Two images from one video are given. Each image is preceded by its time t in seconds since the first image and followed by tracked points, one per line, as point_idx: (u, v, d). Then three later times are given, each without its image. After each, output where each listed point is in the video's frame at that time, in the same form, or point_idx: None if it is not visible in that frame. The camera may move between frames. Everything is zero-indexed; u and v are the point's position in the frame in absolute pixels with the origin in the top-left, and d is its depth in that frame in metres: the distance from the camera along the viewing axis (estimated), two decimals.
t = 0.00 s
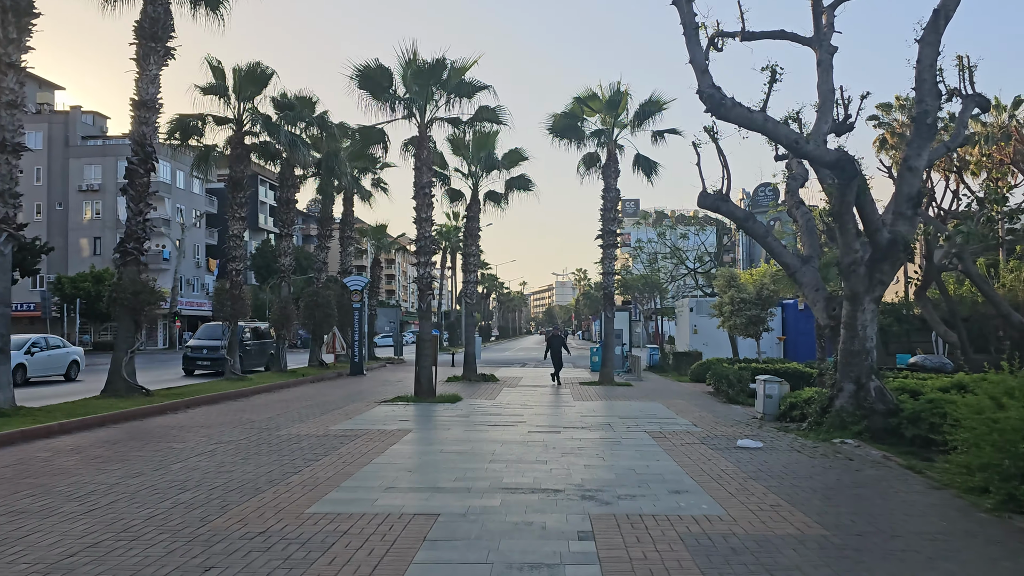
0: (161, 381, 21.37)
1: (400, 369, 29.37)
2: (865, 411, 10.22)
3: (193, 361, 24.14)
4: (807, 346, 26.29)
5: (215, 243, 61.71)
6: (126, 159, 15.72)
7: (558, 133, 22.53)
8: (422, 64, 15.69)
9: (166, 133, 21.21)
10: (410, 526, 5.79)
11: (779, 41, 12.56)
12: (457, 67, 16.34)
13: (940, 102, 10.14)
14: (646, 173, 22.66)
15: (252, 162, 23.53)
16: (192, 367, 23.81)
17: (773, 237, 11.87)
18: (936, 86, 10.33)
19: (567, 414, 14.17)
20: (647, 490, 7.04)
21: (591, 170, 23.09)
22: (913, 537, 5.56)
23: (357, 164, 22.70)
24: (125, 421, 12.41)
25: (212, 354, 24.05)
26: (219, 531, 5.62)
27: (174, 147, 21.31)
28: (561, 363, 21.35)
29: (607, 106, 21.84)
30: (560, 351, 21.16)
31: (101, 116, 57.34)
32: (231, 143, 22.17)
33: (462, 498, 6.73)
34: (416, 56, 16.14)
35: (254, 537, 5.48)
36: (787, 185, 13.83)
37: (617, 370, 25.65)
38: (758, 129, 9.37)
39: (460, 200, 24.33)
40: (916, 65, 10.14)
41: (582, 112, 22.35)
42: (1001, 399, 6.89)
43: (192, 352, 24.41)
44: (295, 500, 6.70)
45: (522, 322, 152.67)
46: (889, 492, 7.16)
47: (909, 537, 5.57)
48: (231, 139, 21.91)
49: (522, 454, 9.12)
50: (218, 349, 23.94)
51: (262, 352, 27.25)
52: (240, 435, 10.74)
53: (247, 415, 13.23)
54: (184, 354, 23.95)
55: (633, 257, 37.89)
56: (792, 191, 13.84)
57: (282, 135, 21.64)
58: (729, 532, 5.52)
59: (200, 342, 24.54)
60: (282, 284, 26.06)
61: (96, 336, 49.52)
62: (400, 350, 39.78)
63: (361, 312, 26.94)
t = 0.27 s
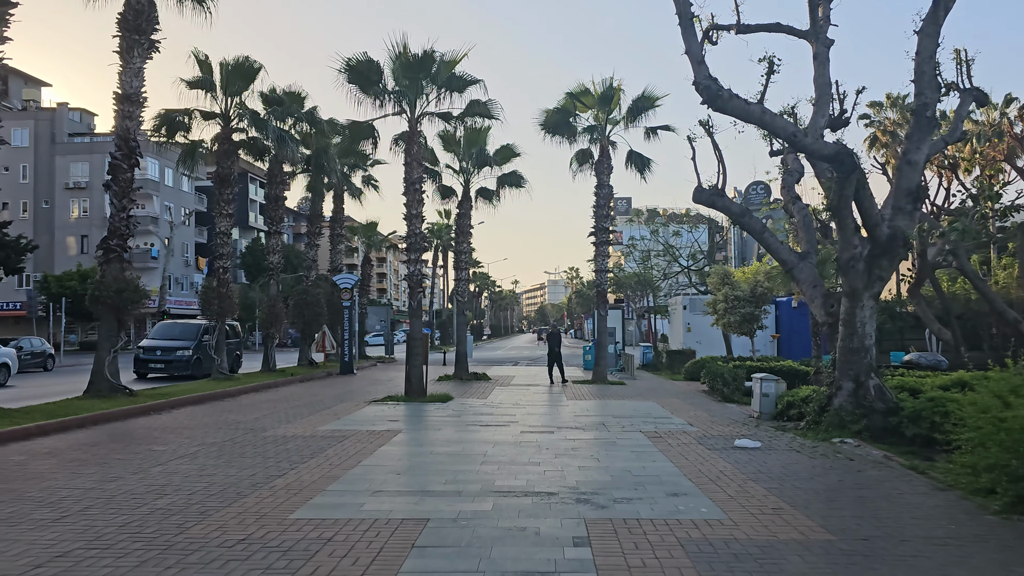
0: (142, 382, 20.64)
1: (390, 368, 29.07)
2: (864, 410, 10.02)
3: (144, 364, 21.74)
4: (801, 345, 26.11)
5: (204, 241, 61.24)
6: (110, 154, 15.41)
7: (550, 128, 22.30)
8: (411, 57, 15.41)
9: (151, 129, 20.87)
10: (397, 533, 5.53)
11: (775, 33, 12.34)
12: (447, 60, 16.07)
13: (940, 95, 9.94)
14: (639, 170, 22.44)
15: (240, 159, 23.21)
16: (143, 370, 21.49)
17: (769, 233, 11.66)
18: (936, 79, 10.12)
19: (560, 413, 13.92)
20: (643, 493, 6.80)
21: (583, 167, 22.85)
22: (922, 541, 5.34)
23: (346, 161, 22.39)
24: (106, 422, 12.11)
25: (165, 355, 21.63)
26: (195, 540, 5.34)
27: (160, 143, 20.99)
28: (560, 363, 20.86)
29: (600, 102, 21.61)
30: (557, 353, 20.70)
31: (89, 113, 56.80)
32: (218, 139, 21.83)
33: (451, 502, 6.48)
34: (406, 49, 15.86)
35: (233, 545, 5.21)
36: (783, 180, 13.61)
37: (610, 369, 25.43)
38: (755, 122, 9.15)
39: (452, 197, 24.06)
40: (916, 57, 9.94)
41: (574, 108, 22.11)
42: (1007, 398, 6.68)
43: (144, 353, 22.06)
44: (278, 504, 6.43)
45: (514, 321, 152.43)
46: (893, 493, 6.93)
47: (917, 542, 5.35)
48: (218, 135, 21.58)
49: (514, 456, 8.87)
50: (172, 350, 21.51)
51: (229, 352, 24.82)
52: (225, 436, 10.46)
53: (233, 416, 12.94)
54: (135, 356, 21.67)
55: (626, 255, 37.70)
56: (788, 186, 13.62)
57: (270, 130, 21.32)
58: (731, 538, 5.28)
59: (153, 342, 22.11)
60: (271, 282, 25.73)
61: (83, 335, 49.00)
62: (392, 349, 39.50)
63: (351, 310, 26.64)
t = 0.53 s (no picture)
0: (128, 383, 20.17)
1: (384, 368, 28.80)
2: (867, 409, 9.80)
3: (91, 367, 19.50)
4: (792, 345, 26.13)
5: (196, 240, 60.79)
6: (95, 151, 15.12)
7: (544, 125, 22.07)
8: (403, 50, 15.14)
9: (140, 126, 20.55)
10: (387, 543, 5.27)
11: (773, 26, 12.11)
12: (439, 55, 15.81)
13: (944, 87, 9.73)
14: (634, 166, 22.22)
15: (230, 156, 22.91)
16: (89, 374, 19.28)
17: (768, 229, 11.45)
18: (939, 70, 9.90)
19: (555, 413, 13.71)
20: (643, 498, 6.56)
21: (578, 163, 22.61)
22: (934, 549, 5.13)
23: (338, 158, 22.09)
24: (91, 425, 11.82)
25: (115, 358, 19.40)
26: (177, 551, 5.08)
27: (148, 140, 20.68)
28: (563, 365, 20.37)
29: (594, 97, 21.38)
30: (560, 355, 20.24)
31: (78, 112, 56.32)
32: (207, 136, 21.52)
33: (446, 508, 6.24)
34: (397, 43, 15.59)
35: (215, 557, 4.96)
36: (782, 176, 13.39)
37: (605, 368, 25.22)
38: (755, 115, 8.92)
39: (445, 194, 23.80)
40: (919, 48, 9.72)
41: (569, 104, 21.88)
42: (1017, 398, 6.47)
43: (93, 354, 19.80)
44: (265, 511, 6.18)
45: (508, 319, 152.31)
46: (900, 496, 6.72)
47: (930, 549, 5.13)
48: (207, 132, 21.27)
49: (509, 458, 8.64)
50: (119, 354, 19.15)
51: (189, 355, 22.45)
52: (212, 439, 10.19)
53: (221, 417, 12.68)
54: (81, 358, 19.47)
55: (621, 253, 37.51)
56: (787, 182, 13.39)
57: (260, 127, 21.03)
58: (735, 546, 5.05)
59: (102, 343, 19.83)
60: (262, 282, 25.44)
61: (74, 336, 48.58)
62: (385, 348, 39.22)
63: (344, 309, 26.38)
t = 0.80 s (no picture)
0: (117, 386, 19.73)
1: (378, 367, 28.54)
2: (872, 408, 9.56)
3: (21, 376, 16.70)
4: (790, 343, 25.98)
5: (189, 240, 60.42)
6: (83, 148, 14.84)
7: (539, 121, 21.84)
8: (396, 45, 14.89)
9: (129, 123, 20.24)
10: (380, 552, 5.00)
11: (773, 18, 11.90)
12: (433, 50, 15.57)
13: (949, 79, 9.52)
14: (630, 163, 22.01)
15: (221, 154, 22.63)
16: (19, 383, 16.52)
17: (769, 225, 11.23)
18: (945, 62, 9.69)
19: (553, 413, 13.47)
20: (647, 502, 6.32)
21: (574, 160, 22.40)
22: (954, 555, 4.89)
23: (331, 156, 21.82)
24: (79, 428, 11.54)
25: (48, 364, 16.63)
26: (158, 563, 4.81)
27: (137, 137, 20.37)
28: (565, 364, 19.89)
29: (590, 94, 21.16)
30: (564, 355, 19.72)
31: (70, 111, 55.90)
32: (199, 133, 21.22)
33: (443, 515, 5.98)
34: (391, 38, 15.34)
35: (199, 569, 4.70)
36: (782, 171, 13.17)
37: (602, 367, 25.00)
38: (758, 107, 8.70)
39: (440, 192, 23.54)
40: (924, 39, 9.51)
41: (565, 100, 21.67)
42: None
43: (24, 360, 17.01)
44: (253, 519, 5.92)
45: (504, 318, 152.12)
46: (912, 499, 6.49)
47: (949, 556, 4.90)
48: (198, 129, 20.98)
49: (507, 460, 8.39)
50: (57, 356, 16.59)
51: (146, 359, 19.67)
52: (203, 442, 9.94)
53: (212, 420, 12.40)
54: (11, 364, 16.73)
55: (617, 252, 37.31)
56: (788, 177, 13.17)
57: (252, 124, 20.74)
58: (746, 555, 4.80)
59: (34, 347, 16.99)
60: (255, 281, 25.15)
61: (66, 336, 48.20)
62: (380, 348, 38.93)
63: (338, 309, 26.11)
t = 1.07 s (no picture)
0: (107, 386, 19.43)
1: (375, 366, 28.28)
2: (881, 407, 9.33)
3: None
4: (791, 339, 25.76)
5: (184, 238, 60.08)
6: (72, 143, 14.55)
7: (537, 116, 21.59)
8: (392, 38, 14.61)
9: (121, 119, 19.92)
10: (377, 564, 4.72)
11: (777, 9, 11.65)
12: (430, 43, 15.30)
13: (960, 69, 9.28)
14: (629, 158, 21.77)
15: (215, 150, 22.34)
16: None
17: (774, 220, 10.99)
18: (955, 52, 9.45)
19: (553, 413, 13.22)
20: (655, 507, 6.07)
21: (572, 156, 22.15)
22: (980, 564, 4.65)
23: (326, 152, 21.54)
24: (68, 429, 11.26)
25: None
26: None
27: (129, 134, 20.05)
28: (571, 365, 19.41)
29: (589, 88, 20.92)
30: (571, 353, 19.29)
31: (63, 108, 55.47)
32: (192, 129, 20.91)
33: (442, 522, 5.71)
34: (387, 31, 15.06)
35: None
36: (785, 165, 12.92)
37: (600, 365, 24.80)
38: (765, 98, 8.46)
39: (436, 188, 23.27)
40: (934, 29, 9.27)
41: (563, 95, 21.41)
42: None
43: None
44: (243, 527, 5.65)
45: (500, 315, 151.93)
46: (929, 503, 6.25)
47: (976, 565, 4.66)
48: (191, 124, 20.67)
49: (508, 462, 8.14)
50: None
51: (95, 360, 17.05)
52: (194, 443, 9.68)
53: (204, 421, 12.12)
54: None
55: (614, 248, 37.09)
56: (791, 171, 12.92)
57: (246, 120, 20.45)
58: (764, 566, 4.54)
59: None
60: (250, 279, 24.86)
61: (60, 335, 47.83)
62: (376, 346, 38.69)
63: (333, 307, 25.84)
